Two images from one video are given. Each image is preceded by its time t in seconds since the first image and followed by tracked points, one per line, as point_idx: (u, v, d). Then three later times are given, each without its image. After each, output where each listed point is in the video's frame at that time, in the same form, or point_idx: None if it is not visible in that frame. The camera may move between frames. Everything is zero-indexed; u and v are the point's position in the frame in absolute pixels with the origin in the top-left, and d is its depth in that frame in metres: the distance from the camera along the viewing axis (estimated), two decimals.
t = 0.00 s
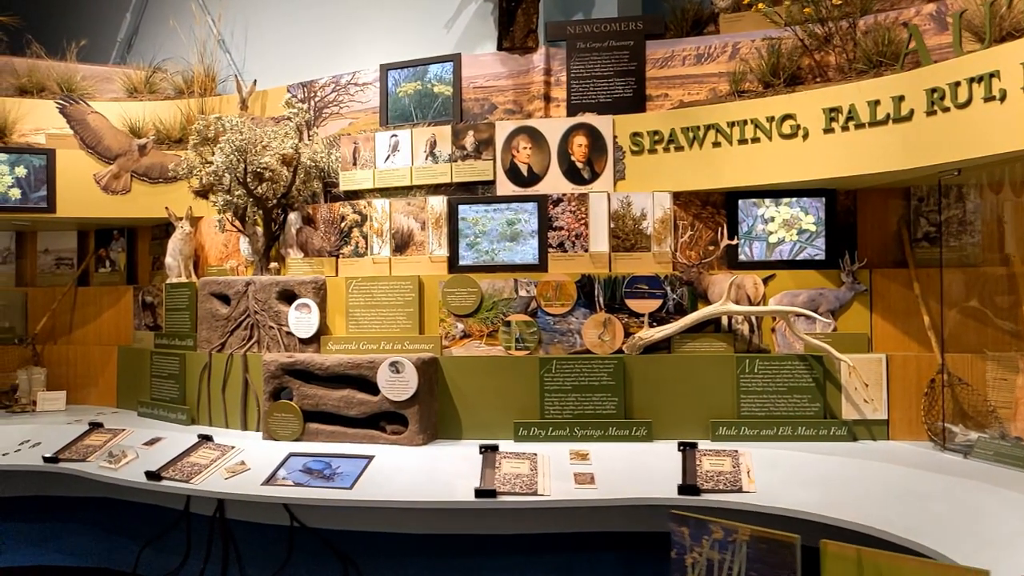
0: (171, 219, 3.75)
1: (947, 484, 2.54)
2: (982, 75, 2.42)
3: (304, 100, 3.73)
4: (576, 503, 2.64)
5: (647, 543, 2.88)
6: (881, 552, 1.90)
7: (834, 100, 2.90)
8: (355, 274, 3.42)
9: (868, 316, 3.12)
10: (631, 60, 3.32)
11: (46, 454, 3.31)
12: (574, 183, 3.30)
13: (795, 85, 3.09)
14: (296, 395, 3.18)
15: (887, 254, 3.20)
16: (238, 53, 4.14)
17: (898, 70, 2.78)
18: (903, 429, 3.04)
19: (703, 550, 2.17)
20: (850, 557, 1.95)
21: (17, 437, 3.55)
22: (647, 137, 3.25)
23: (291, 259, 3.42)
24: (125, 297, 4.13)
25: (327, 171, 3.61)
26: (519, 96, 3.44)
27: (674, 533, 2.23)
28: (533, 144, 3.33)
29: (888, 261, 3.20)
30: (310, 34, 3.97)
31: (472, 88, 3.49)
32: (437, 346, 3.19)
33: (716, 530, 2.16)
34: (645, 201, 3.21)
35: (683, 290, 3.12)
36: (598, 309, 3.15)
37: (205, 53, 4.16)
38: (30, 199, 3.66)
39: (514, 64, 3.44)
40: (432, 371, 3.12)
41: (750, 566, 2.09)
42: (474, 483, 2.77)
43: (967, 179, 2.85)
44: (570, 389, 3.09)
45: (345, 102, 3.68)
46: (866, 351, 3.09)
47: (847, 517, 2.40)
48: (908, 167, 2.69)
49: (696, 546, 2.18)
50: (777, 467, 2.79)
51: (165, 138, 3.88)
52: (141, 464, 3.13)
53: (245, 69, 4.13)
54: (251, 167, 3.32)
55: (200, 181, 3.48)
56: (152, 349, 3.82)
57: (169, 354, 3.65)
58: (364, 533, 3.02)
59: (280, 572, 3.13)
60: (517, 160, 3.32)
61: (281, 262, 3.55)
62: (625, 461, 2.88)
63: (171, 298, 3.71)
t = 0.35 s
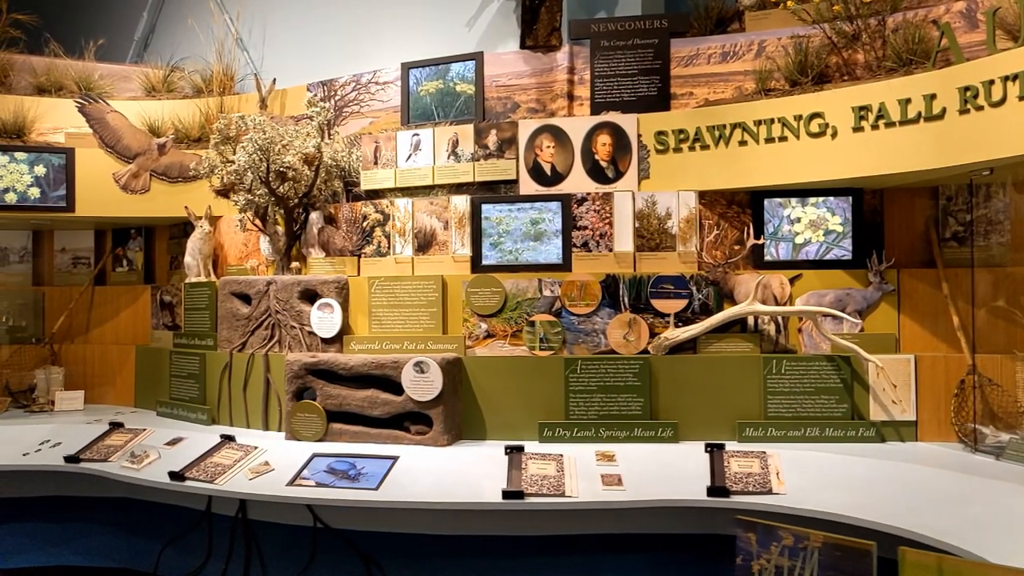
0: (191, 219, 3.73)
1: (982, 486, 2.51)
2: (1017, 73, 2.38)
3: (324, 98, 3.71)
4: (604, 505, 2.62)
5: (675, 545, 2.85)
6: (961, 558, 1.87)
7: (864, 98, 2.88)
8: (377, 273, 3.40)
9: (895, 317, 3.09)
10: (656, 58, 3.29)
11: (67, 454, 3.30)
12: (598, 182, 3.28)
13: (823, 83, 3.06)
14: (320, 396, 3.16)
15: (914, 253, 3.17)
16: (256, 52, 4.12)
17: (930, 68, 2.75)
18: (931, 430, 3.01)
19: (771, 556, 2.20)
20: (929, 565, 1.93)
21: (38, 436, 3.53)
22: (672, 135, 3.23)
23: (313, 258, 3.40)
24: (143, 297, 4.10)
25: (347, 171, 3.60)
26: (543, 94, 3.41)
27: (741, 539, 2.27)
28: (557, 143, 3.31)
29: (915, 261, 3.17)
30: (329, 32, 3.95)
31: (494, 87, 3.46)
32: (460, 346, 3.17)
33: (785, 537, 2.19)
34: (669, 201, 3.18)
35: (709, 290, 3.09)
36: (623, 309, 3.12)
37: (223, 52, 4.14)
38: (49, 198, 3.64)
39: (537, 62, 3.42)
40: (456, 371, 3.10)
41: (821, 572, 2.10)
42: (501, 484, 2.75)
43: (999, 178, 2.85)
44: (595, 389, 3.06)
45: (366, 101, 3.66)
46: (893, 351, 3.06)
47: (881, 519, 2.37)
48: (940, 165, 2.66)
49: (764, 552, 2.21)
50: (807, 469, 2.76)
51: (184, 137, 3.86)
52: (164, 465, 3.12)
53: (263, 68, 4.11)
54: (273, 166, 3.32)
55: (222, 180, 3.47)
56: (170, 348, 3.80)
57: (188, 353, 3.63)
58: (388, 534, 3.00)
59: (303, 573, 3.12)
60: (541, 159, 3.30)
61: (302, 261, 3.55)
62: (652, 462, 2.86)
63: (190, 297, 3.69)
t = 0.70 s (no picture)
0: (206, 216, 3.69)
1: (1017, 487, 2.46)
2: None
3: (340, 95, 3.68)
4: (630, 506, 2.58)
5: (700, 546, 2.82)
6: None
7: (892, 93, 2.83)
8: (396, 271, 3.37)
9: (922, 315, 3.04)
10: (678, 54, 3.25)
11: (83, 454, 3.27)
12: (619, 179, 3.23)
13: (850, 78, 3.02)
14: (339, 395, 3.13)
15: (942, 250, 3.12)
16: (271, 48, 4.09)
17: (961, 61, 2.70)
18: (960, 430, 2.96)
19: (837, 562, 2.28)
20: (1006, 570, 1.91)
21: (54, 435, 3.50)
22: (695, 131, 3.18)
23: (331, 257, 3.39)
24: (157, 295, 4.06)
25: (364, 168, 3.55)
26: (563, 90, 3.37)
27: (806, 545, 2.36)
28: (577, 139, 3.27)
29: (943, 258, 3.12)
30: (345, 27, 3.91)
31: (513, 82, 3.42)
32: (480, 345, 3.13)
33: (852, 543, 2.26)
34: (693, 197, 3.14)
35: (733, 288, 3.05)
36: (645, 308, 3.08)
37: (237, 48, 4.11)
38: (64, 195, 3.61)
39: (557, 57, 3.38)
40: (477, 370, 3.07)
41: None
42: (524, 484, 2.71)
43: None
44: (618, 389, 3.02)
45: (383, 97, 3.63)
46: (920, 350, 3.01)
47: (914, 520, 2.33)
48: (972, 161, 2.61)
49: (830, 558, 2.30)
50: (835, 470, 2.72)
51: (199, 134, 3.82)
52: (181, 464, 3.09)
53: (278, 64, 4.08)
54: (291, 163, 3.27)
55: (239, 177, 3.45)
56: (186, 347, 3.76)
57: (204, 352, 3.59)
58: (408, 534, 2.97)
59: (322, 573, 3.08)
60: (561, 155, 3.26)
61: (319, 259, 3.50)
62: (677, 462, 2.82)
63: (205, 296, 3.66)
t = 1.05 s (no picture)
0: (218, 214, 3.64)
1: None
2: None
3: (354, 91, 3.63)
4: (653, 509, 2.53)
5: (724, 549, 2.77)
6: None
7: (920, 87, 2.76)
8: (412, 269, 3.32)
9: (949, 313, 2.98)
10: (699, 48, 3.19)
11: (96, 454, 3.23)
12: (639, 175, 3.17)
13: (875, 72, 2.96)
14: (355, 394, 3.09)
15: (968, 247, 3.06)
16: (282, 44, 4.04)
17: (992, 55, 2.64)
18: (987, 431, 2.89)
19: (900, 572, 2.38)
20: None
21: (65, 435, 3.46)
22: (716, 127, 3.13)
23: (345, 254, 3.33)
24: (168, 293, 4.02)
25: (379, 165, 3.51)
26: (581, 85, 3.31)
27: (868, 556, 2.47)
28: (596, 135, 3.22)
29: (970, 255, 3.06)
30: (358, 22, 3.85)
31: (531, 77, 3.37)
32: (498, 344, 3.08)
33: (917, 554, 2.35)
34: (714, 194, 3.09)
35: (756, 286, 3.00)
36: (666, 307, 3.03)
37: (249, 44, 4.06)
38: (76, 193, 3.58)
39: (575, 52, 3.32)
40: (495, 370, 3.02)
41: None
42: (545, 486, 2.67)
43: None
44: (638, 388, 2.97)
45: (397, 93, 3.57)
46: (947, 349, 2.95)
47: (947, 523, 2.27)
48: (1003, 157, 2.54)
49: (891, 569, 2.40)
50: (863, 471, 2.67)
51: (211, 131, 3.77)
52: (196, 465, 3.05)
53: (290, 60, 4.03)
54: (306, 160, 3.22)
55: (253, 174, 3.41)
56: (198, 346, 3.72)
57: (217, 351, 3.55)
58: (425, 536, 2.93)
59: None
60: (579, 151, 3.21)
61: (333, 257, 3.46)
62: (699, 463, 2.77)
63: (218, 295, 3.63)
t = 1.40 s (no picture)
0: (235, 211, 3.61)
1: None
2: None
3: (371, 87, 3.59)
4: (679, 511, 2.49)
5: (750, 552, 2.71)
6: None
7: (954, 80, 2.69)
8: (430, 267, 3.27)
9: (981, 312, 2.91)
10: (723, 41, 3.13)
11: (113, 453, 3.21)
12: (662, 170, 3.11)
13: (906, 64, 2.89)
14: (374, 393, 3.05)
15: (1001, 244, 2.99)
16: (298, 39, 4.00)
17: None
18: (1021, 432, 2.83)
19: None
20: None
21: (82, 434, 3.44)
22: (741, 121, 3.07)
23: (364, 252, 3.30)
24: (184, 291, 3.97)
25: (397, 161, 3.46)
26: (603, 79, 3.25)
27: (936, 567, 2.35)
28: (617, 130, 3.16)
29: (1002, 252, 2.99)
30: (374, 17, 3.80)
31: (551, 72, 3.32)
32: (519, 343, 3.03)
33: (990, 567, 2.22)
34: (739, 190, 3.03)
35: (782, 284, 2.95)
36: (690, 305, 2.97)
37: (264, 40, 4.03)
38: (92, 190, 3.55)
39: (597, 46, 3.27)
40: (516, 370, 2.97)
41: None
42: (568, 488, 2.62)
43: None
44: (662, 388, 2.92)
45: (415, 89, 3.53)
46: (979, 349, 2.88)
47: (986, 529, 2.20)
48: None
49: None
50: (894, 474, 2.60)
51: (227, 127, 3.73)
52: (213, 465, 3.02)
53: (305, 56, 3.99)
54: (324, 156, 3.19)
55: (270, 171, 3.38)
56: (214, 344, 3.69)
57: (234, 349, 3.53)
58: (446, 538, 2.89)
59: None
60: (600, 147, 3.15)
61: (351, 254, 3.42)
62: (726, 464, 2.72)
63: (234, 292, 3.60)
